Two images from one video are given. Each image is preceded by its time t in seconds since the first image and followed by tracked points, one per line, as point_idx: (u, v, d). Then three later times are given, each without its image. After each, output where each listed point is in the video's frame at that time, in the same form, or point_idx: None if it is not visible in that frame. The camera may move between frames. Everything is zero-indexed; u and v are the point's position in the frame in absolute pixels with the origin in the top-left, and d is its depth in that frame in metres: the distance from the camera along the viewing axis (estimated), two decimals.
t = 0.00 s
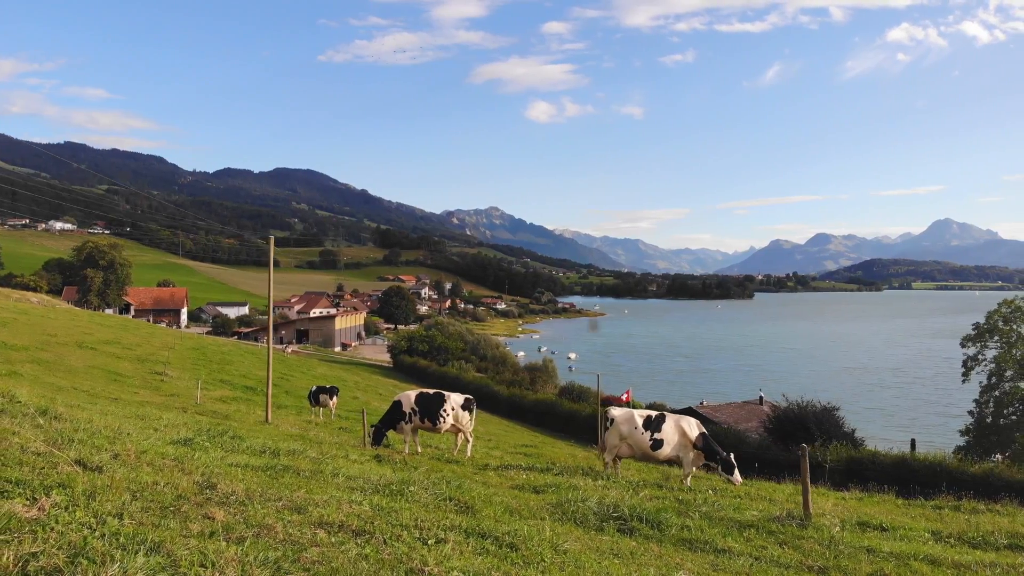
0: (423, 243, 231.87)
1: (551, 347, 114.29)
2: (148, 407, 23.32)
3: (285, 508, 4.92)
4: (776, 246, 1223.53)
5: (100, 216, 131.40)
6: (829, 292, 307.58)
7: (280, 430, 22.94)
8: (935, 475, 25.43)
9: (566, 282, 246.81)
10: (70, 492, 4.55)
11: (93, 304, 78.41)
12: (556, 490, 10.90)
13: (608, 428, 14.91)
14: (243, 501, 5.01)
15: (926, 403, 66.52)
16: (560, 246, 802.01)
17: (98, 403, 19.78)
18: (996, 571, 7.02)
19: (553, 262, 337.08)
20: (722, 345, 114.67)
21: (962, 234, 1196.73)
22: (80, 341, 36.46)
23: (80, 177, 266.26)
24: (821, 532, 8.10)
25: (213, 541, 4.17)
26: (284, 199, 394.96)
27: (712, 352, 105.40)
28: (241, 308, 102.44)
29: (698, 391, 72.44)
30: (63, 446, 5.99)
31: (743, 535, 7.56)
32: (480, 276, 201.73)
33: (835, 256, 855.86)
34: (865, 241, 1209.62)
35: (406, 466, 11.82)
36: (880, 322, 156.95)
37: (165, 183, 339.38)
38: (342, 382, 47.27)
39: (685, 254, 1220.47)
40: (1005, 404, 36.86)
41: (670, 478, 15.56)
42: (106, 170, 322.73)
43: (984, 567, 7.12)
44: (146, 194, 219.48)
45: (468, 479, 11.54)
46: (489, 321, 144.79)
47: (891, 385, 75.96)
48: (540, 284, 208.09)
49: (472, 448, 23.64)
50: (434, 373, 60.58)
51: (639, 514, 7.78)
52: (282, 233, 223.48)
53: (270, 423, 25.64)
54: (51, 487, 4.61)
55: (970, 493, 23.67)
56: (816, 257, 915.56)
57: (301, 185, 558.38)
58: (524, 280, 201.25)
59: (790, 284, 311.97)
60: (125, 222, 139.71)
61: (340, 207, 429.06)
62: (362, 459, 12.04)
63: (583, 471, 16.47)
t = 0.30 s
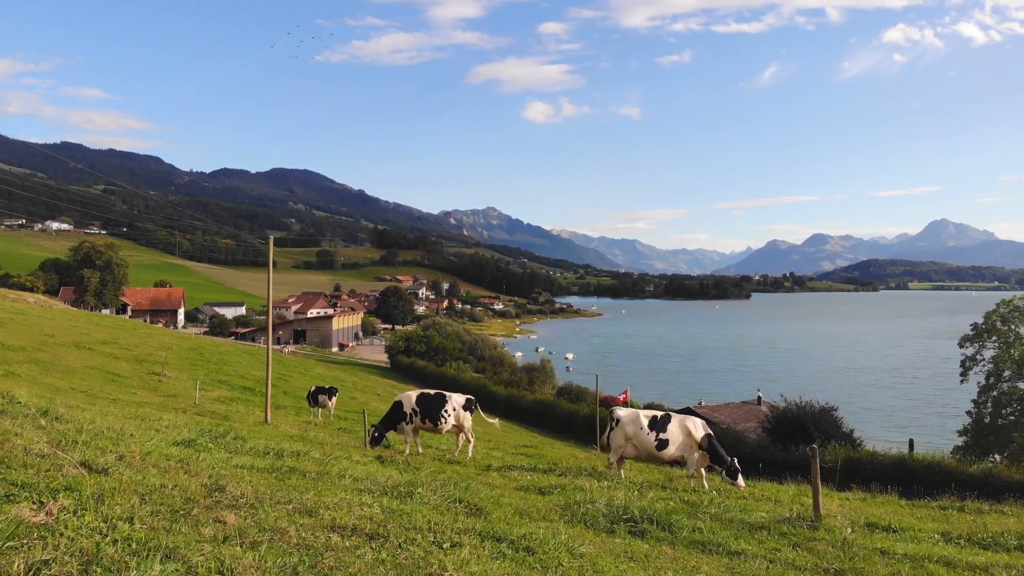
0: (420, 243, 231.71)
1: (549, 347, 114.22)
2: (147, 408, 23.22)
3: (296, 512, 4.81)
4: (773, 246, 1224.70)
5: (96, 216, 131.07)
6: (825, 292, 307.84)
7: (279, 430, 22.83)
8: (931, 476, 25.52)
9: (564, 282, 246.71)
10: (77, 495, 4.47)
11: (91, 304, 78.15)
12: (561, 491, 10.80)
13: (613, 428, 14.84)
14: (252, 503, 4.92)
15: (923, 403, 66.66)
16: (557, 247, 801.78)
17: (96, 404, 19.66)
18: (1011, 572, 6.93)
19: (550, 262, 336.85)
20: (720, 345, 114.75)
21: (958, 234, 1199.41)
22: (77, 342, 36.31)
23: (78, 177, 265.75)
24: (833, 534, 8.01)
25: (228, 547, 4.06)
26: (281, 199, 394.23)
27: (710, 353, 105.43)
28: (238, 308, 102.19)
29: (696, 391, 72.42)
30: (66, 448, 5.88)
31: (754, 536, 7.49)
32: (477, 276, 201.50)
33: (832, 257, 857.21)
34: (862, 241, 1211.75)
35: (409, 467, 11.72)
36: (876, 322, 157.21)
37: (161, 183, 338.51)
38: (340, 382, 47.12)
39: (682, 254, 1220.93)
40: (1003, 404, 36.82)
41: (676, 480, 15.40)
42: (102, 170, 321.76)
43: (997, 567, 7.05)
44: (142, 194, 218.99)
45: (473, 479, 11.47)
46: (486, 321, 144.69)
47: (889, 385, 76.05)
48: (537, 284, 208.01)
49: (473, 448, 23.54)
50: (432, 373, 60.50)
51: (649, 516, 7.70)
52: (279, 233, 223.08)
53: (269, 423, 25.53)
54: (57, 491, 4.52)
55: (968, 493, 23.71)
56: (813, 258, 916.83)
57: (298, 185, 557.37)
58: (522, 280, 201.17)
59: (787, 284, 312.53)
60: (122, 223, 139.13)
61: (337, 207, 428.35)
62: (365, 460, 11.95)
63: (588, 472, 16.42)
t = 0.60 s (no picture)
0: (417, 243, 231.53)
1: (546, 347, 114.18)
2: (145, 408, 23.07)
3: (308, 512, 4.75)
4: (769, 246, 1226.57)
5: (93, 216, 130.60)
6: (822, 292, 308.27)
7: (279, 431, 22.73)
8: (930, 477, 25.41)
9: (561, 282, 246.72)
10: (86, 499, 4.42)
11: (87, 305, 77.82)
12: (567, 492, 10.71)
13: (619, 429, 14.80)
14: (263, 504, 4.87)
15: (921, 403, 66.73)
16: (554, 247, 801.64)
17: (94, 404, 19.52)
18: None
19: (546, 262, 336.82)
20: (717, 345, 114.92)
21: (954, 234, 1202.85)
22: (75, 342, 36.11)
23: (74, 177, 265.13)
24: (845, 534, 7.93)
25: (242, 550, 4.00)
26: (278, 199, 393.50)
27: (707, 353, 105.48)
28: (234, 309, 101.93)
29: (694, 391, 72.40)
30: (72, 448, 5.80)
31: (766, 538, 7.40)
32: (474, 276, 201.40)
33: (828, 257, 858.89)
34: (858, 242, 1214.43)
35: (413, 468, 11.65)
36: (872, 322, 157.59)
37: (158, 183, 337.43)
38: (339, 382, 47.00)
39: (679, 254, 1221.90)
40: (1001, 404, 36.82)
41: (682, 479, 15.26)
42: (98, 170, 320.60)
43: (1013, 568, 7.01)
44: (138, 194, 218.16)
45: (478, 480, 11.39)
46: (483, 322, 144.58)
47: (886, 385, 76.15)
48: (534, 284, 208.05)
49: (474, 448, 23.44)
50: (430, 373, 60.40)
51: (661, 516, 7.62)
52: (275, 233, 222.66)
53: (268, 423, 25.40)
54: (65, 494, 4.48)
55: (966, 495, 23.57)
56: (809, 258, 918.55)
57: (294, 185, 556.01)
58: (519, 280, 201.19)
59: (783, 285, 312.92)
60: (118, 222, 138.51)
61: (334, 207, 427.58)
62: (370, 461, 11.85)
63: (595, 475, 16.39)
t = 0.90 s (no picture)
0: (412, 243, 231.11)
1: (543, 347, 114.13)
2: (141, 408, 22.89)
3: (318, 514, 4.73)
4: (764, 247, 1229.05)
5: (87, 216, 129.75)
6: (816, 292, 308.98)
7: (278, 431, 22.59)
8: (928, 476, 25.43)
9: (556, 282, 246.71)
10: (96, 502, 4.39)
11: (81, 305, 77.36)
12: (572, 492, 10.64)
13: (624, 430, 14.65)
14: (273, 507, 4.83)
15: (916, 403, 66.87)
16: (549, 248, 801.24)
17: (89, 405, 19.34)
18: None
19: (542, 262, 336.74)
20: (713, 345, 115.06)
21: (948, 234, 1207.83)
22: (69, 342, 35.82)
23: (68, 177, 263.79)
24: (856, 535, 7.87)
25: (257, 553, 3.98)
26: (274, 199, 392.29)
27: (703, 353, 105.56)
28: (230, 309, 101.48)
29: (691, 391, 72.42)
30: (76, 449, 5.73)
31: (777, 538, 7.32)
32: (470, 276, 201.17)
33: (823, 257, 861.34)
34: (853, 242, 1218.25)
35: (415, 468, 11.57)
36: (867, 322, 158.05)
37: (152, 182, 335.76)
38: (335, 382, 46.80)
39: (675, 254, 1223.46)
40: (997, 403, 36.87)
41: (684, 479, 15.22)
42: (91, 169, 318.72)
43: None
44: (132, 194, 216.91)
45: (482, 480, 11.33)
46: (479, 322, 144.40)
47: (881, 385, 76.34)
48: (530, 284, 207.90)
49: (474, 449, 23.33)
50: (426, 373, 60.26)
51: (670, 517, 7.54)
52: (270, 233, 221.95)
53: (266, 423, 25.29)
54: (72, 496, 4.44)
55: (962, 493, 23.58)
56: (804, 258, 921.03)
57: (289, 185, 554.21)
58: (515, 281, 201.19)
59: (778, 285, 313.54)
60: (113, 222, 137.67)
61: (329, 207, 426.42)
62: (372, 461, 11.76)
63: (597, 476, 16.26)
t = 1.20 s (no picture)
0: (407, 243, 230.87)
1: (539, 347, 114.10)
2: (136, 408, 22.70)
3: (327, 517, 4.69)
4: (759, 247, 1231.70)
5: (81, 216, 129.15)
6: (810, 293, 309.72)
7: (275, 431, 22.45)
8: (928, 475, 25.49)
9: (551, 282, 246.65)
10: (104, 503, 4.36)
11: (75, 305, 76.89)
12: (576, 492, 10.57)
13: (628, 430, 14.55)
14: (282, 508, 4.79)
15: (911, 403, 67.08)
16: (544, 248, 801.37)
17: (84, 405, 19.13)
18: None
19: (537, 262, 336.46)
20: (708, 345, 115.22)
21: (942, 234, 1213.13)
22: (64, 343, 35.55)
23: (61, 177, 262.49)
24: (865, 536, 7.82)
25: (271, 556, 3.95)
26: (268, 199, 391.08)
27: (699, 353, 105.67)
28: (224, 309, 101.11)
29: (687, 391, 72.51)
30: (78, 449, 5.67)
31: (786, 538, 7.27)
32: (465, 277, 200.97)
33: (817, 258, 863.96)
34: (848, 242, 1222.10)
35: (417, 469, 11.50)
36: (861, 322, 158.52)
37: (146, 182, 334.19)
38: (331, 383, 46.61)
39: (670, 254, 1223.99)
40: (991, 403, 36.92)
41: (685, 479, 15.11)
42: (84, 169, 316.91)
43: None
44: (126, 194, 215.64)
45: (485, 480, 11.25)
46: (474, 322, 144.20)
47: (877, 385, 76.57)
48: (525, 285, 207.91)
49: (472, 450, 23.24)
50: (422, 373, 60.19)
51: (679, 518, 7.45)
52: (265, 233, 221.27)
53: (264, 424, 25.15)
54: (79, 499, 4.41)
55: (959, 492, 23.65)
56: (799, 259, 923.70)
57: (284, 185, 552.45)
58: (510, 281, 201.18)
59: (773, 285, 314.13)
60: (106, 222, 136.94)
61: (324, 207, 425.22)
62: (374, 462, 11.65)
63: (598, 475, 16.17)
